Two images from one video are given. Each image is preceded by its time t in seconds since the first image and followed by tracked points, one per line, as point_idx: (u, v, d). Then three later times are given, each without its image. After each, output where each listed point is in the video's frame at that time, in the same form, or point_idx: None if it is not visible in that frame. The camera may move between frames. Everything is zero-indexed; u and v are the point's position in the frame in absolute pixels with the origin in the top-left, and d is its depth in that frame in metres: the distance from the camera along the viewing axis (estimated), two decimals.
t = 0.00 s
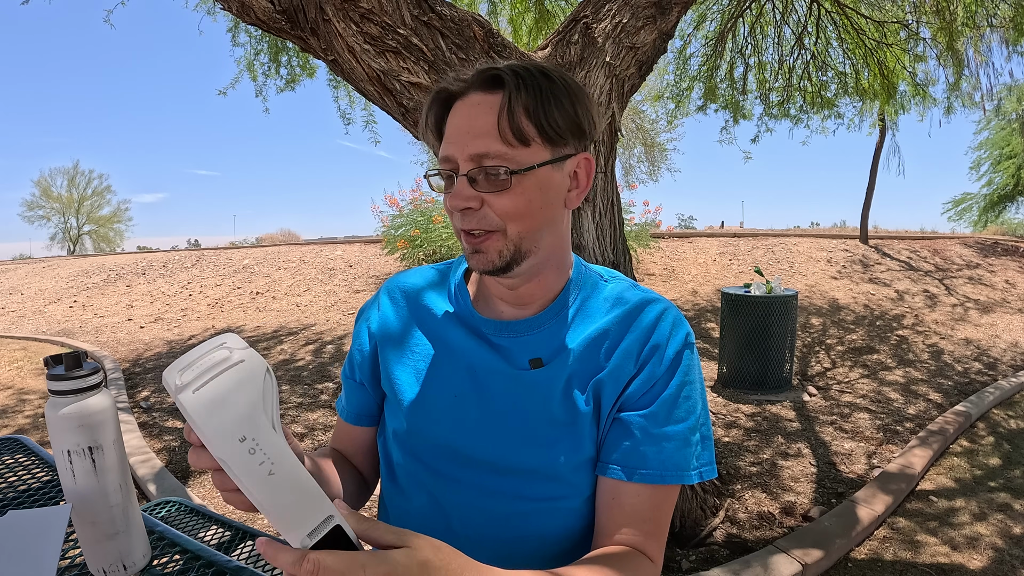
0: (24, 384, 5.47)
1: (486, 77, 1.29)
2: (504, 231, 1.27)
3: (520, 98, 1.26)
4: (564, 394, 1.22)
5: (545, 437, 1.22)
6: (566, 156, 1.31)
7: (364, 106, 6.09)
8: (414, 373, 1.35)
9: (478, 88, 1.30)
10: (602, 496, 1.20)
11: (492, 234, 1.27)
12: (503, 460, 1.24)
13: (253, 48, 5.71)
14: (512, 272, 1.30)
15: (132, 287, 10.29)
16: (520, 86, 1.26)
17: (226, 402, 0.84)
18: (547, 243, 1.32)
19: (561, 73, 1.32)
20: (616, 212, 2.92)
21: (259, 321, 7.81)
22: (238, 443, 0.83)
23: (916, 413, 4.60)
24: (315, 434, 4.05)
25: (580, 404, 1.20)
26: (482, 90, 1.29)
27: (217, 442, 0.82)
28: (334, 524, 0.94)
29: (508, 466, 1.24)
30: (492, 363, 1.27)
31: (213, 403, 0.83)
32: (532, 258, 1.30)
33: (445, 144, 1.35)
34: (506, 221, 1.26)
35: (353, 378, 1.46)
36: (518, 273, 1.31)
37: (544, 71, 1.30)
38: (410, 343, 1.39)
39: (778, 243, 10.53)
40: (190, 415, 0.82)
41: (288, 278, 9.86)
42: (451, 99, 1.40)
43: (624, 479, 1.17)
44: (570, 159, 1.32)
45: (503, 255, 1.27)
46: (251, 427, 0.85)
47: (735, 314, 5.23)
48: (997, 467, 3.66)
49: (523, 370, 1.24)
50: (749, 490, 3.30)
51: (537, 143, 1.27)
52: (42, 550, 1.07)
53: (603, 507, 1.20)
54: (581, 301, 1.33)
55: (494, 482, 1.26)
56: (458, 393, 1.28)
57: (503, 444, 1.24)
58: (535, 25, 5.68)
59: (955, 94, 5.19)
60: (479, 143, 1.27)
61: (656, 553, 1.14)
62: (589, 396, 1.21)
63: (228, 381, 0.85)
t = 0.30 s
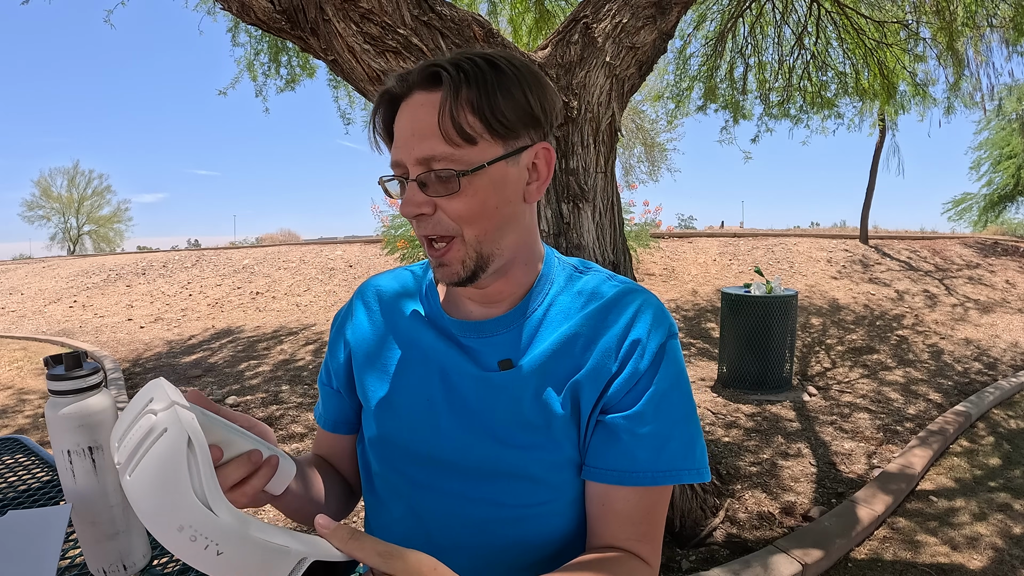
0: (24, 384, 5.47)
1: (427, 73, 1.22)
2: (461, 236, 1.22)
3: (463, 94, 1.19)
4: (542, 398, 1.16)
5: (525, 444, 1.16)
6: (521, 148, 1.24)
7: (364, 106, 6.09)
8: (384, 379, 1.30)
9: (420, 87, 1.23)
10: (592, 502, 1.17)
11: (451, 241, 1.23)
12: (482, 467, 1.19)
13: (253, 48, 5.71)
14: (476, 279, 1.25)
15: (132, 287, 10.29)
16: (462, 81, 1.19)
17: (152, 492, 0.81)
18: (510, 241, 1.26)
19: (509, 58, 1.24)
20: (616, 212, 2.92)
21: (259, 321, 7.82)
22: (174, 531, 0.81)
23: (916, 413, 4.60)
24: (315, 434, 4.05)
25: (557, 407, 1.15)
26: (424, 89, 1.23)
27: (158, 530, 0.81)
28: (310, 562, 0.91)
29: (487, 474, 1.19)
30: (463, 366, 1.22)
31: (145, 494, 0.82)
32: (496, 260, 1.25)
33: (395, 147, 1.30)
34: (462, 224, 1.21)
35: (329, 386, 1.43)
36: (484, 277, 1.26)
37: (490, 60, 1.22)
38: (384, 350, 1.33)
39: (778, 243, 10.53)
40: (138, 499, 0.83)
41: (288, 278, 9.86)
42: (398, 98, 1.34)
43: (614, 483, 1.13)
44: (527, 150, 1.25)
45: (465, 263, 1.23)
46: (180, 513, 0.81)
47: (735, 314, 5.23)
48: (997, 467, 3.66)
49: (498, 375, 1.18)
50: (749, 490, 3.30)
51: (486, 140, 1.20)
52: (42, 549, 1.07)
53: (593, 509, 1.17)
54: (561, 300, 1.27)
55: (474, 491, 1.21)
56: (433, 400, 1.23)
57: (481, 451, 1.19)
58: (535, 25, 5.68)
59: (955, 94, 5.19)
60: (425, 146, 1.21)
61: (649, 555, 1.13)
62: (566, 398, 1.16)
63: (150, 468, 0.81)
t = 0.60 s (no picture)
0: (24, 384, 5.47)
1: (431, 75, 1.19)
2: (471, 244, 1.22)
3: (472, 97, 1.17)
4: (536, 403, 1.15)
5: (518, 449, 1.16)
6: (524, 150, 1.25)
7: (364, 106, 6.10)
8: (374, 384, 1.30)
9: (425, 89, 1.20)
10: (589, 502, 1.16)
11: (460, 250, 1.21)
12: (474, 473, 1.18)
13: (253, 48, 5.72)
14: (482, 285, 1.25)
15: (132, 287, 10.29)
16: (471, 85, 1.17)
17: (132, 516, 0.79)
18: (514, 245, 1.28)
19: (510, 57, 1.23)
20: (616, 212, 2.92)
21: (259, 321, 7.82)
22: (165, 537, 0.78)
23: (916, 413, 4.60)
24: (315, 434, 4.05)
25: (549, 411, 1.15)
26: (429, 92, 1.20)
27: (154, 548, 0.79)
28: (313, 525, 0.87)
29: (480, 480, 1.18)
30: (453, 370, 1.21)
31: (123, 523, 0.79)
32: (501, 263, 1.25)
33: (391, 151, 1.25)
34: (474, 233, 1.20)
35: (319, 391, 1.43)
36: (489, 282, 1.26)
37: (493, 60, 1.21)
38: (375, 356, 1.33)
39: (778, 243, 10.53)
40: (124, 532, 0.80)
41: (289, 278, 9.86)
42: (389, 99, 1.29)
43: (611, 486, 1.13)
44: (529, 152, 1.26)
45: (474, 270, 1.22)
46: (160, 515, 0.78)
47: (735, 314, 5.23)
48: (997, 467, 3.66)
49: (491, 380, 1.17)
50: (749, 490, 3.30)
51: (497, 147, 1.19)
52: (42, 549, 1.07)
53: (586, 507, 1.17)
54: (556, 301, 1.27)
55: (467, 496, 1.20)
56: (425, 406, 1.22)
57: (473, 456, 1.18)
58: (535, 25, 5.68)
59: (955, 94, 5.19)
60: (435, 154, 1.18)
61: (648, 547, 1.15)
62: (559, 401, 1.15)
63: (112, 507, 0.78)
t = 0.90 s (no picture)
0: (24, 384, 5.47)
1: (445, 72, 1.18)
2: (483, 244, 1.22)
3: (487, 94, 1.16)
4: (543, 405, 1.15)
5: (524, 452, 1.16)
6: (537, 150, 1.25)
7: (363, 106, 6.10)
8: (377, 387, 1.30)
9: (439, 86, 1.19)
10: (591, 503, 1.17)
11: (471, 249, 1.21)
12: (478, 476, 1.19)
13: (253, 48, 5.72)
14: (492, 284, 1.25)
15: (132, 287, 10.29)
16: (487, 82, 1.17)
17: (113, 507, 0.74)
18: (525, 245, 1.27)
19: (524, 56, 1.23)
20: (616, 212, 2.92)
21: (259, 321, 7.82)
22: (158, 521, 0.75)
23: (916, 413, 4.60)
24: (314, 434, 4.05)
25: (555, 414, 1.15)
26: (443, 89, 1.19)
27: (146, 540, 0.74)
28: (299, 496, 0.91)
29: (484, 484, 1.19)
30: (458, 374, 1.21)
31: (104, 519, 0.73)
32: (512, 264, 1.25)
33: (402, 148, 1.24)
34: (486, 234, 1.21)
35: (319, 394, 1.43)
36: (499, 282, 1.26)
37: (507, 57, 1.21)
38: (377, 357, 1.32)
39: (778, 243, 10.53)
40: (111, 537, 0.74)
41: (289, 278, 9.86)
42: (401, 95, 1.27)
43: (615, 488, 1.13)
44: (541, 152, 1.27)
45: (484, 269, 1.22)
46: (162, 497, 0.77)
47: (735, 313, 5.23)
48: (997, 467, 3.66)
49: (497, 382, 1.17)
50: (749, 490, 3.30)
51: (512, 146, 1.20)
52: (41, 548, 1.07)
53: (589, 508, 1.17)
54: (561, 303, 1.27)
55: (470, 500, 1.20)
56: (429, 408, 1.22)
57: (478, 460, 1.18)
58: (535, 25, 5.68)
59: (955, 94, 5.18)
60: (449, 153, 1.18)
61: (650, 548, 1.15)
62: (566, 404, 1.15)
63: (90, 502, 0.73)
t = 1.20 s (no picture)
0: (24, 384, 5.47)
1: (445, 74, 1.18)
2: (488, 249, 1.22)
3: (489, 96, 1.16)
4: (547, 411, 1.15)
5: (529, 457, 1.16)
6: (539, 150, 1.26)
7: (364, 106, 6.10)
8: (378, 390, 1.30)
9: (439, 89, 1.19)
10: (595, 509, 1.17)
11: (476, 254, 1.21)
12: (482, 482, 1.19)
13: (253, 48, 5.72)
14: (498, 287, 1.25)
15: (132, 287, 10.29)
16: (489, 83, 1.16)
17: (125, 512, 0.72)
18: (529, 247, 1.28)
19: (523, 54, 1.23)
20: (616, 212, 2.92)
21: (259, 321, 7.82)
22: (163, 542, 0.73)
23: (916, 413, 4.60)
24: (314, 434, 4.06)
25: (560, 419, 1.15)
26: (444, 93, 1.19)
27: (148, 554, 0.72)
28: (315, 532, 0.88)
29: (487, 490, 1.18)
30: (460, 379, 1.21)
31: (113, 523, 0.72)
32: (516, 267, 1.26)
33: (404, 153, 1.24)
34: (491, 239, 1.21)
35: (319, 397, 1.43)
36: (503, 285, 1.26)
37: (506, 57, 1.21)
38: (378, 360, 1.32)
39: (778, 243, 10.53)
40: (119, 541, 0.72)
41: (289, 278, 9.86)
42: (400, 98, 1.27)
43: (620, 494, 1.13)
44: (543, 151, 1.27)
45: (489, 273, 1.22)
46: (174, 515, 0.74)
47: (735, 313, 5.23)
48: (997, 467, 3.66)
49: (500, 388, 1.17)
50: (749, 490, 3.30)
51: (515, 147, 1.20)
52: (42, 548, 1.07)
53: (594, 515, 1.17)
54: (564, 306, 1.27)
55: (474, 504, 1.20)
56: (432, 413, 1.22)
57: (482, 465, 1.18)
58: (535, 25, 5.68)
59: (955, 94, 5.18)
60: (453, 157, 1.17)
61: (655, 555, 1.15)
62: (570, 410, 1.15)
63: (99, 495, 0.72)
